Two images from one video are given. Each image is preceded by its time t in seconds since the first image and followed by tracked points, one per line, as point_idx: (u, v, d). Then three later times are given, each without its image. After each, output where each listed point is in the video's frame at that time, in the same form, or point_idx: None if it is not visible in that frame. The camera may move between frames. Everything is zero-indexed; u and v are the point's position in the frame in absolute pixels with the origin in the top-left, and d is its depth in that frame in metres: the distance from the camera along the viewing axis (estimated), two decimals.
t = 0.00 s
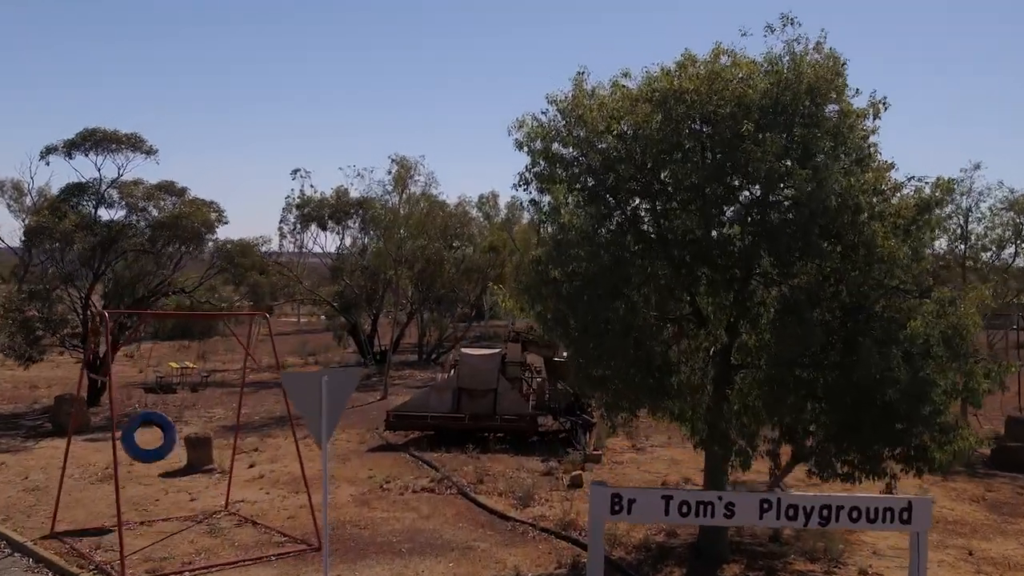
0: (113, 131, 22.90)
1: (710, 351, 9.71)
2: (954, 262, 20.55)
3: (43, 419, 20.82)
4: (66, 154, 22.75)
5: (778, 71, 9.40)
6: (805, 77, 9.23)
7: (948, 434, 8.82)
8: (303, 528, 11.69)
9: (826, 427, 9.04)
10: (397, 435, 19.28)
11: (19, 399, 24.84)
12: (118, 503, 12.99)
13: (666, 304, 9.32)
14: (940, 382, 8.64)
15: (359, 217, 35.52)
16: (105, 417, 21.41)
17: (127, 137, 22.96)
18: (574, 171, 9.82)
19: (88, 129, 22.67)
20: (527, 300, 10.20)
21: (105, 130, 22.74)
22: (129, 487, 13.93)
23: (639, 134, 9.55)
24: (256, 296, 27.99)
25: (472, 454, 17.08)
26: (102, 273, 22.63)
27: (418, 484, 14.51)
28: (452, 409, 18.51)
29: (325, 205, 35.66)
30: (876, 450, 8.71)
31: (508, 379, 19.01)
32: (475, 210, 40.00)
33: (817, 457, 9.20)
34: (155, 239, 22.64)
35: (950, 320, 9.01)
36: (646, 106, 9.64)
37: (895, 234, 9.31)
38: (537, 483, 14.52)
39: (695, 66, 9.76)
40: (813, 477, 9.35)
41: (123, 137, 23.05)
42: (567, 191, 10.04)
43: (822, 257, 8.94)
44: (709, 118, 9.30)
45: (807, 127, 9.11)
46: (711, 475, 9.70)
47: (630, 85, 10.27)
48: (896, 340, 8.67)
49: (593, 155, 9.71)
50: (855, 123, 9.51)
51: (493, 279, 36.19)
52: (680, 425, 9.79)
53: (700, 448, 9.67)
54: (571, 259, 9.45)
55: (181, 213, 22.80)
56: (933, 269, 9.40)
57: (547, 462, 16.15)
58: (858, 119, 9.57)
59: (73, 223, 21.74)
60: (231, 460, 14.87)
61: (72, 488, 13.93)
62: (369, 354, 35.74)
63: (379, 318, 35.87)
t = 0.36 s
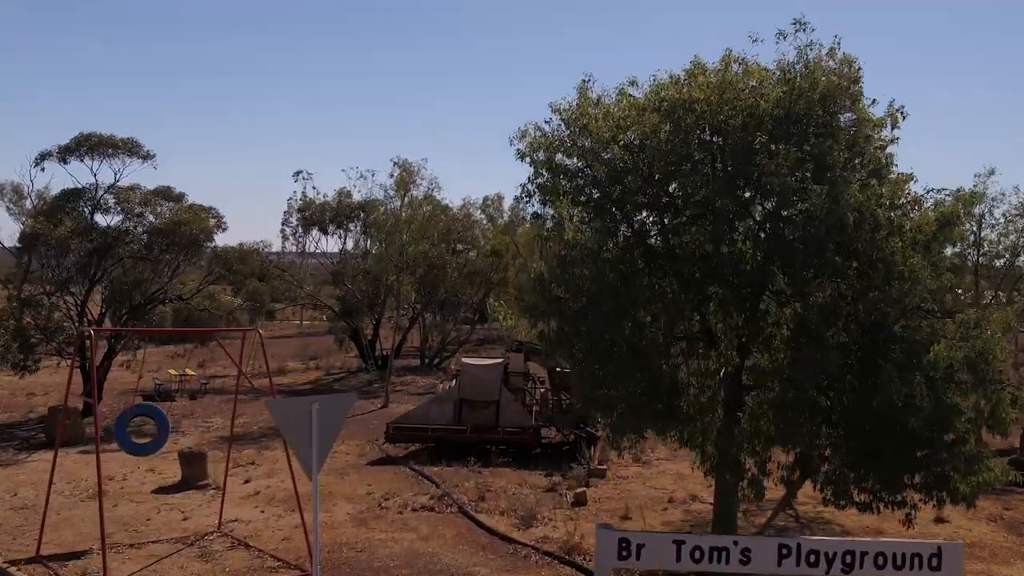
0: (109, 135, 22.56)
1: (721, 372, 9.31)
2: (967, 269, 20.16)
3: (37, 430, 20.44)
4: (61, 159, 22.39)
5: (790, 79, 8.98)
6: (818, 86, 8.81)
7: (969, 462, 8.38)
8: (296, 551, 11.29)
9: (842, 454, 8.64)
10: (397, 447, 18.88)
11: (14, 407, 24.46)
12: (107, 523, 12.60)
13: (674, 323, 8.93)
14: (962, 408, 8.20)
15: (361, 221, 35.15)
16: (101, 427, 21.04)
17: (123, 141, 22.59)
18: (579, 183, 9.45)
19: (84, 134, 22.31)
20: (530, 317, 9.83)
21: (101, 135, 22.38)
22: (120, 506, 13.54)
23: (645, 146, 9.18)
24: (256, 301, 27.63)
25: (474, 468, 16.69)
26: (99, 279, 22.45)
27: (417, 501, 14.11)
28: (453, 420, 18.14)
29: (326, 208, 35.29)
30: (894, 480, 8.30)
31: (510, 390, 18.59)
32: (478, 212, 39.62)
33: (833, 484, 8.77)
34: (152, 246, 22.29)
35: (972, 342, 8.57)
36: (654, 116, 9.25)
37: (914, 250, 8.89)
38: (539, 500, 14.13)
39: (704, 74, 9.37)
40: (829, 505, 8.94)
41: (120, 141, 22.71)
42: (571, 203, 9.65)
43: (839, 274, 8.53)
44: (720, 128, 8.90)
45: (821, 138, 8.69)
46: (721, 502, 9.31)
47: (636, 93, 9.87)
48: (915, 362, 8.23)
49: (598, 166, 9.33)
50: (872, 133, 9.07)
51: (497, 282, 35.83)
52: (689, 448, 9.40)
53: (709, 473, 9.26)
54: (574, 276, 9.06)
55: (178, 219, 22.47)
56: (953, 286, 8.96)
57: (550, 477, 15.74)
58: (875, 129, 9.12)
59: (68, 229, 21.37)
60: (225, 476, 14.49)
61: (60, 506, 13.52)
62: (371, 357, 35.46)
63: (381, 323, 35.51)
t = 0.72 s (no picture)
0: (105, 141, 22.19)
1: (735, 398, 8.89)
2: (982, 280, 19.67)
3: (31, 441, 20.06)
4: (57, 165, 22.02)
5: (807, 90, 8.54)
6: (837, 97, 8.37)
7: (997, 494, 7.99)
8: None
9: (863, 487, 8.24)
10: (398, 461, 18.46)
11: (10, 417, 24.10)
12: (97, 545, 12.21)
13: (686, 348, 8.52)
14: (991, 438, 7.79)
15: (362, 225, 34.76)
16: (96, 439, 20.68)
17: (119, 147, 22.21)
18: (586, 199, 9.05)
19: (79, 140, 21.92)
20: (534, 338, 9.44)
21: (97, 141, 21.99)
22: (111, 527, 13.13)
23: (655, 160, 8.76)
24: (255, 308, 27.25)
25: (475, 484, 16.27)
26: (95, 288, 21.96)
27: (416, 521, 13.70)
28: (456, 434, 17.65)
29: (327, 213, 34.89)
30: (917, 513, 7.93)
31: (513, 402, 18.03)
32: (481, 216, 39.19)
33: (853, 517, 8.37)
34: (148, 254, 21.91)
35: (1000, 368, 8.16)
36: (665, 129, 8.83)
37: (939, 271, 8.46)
38: (543, 520, 13.71)
39: (716, 85, 8.94)
40: (849, 538, 8.53)
41: (116, 147, 22.33)
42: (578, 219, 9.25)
43: (860, 297, 8.10)
44: (734, 142, 8.48)
45: (840, 153, 8.26)
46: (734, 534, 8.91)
47: (644, 105, 9.45)
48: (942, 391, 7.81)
49: (606, 181, 8.92)
50: (892, 147, 8.62)
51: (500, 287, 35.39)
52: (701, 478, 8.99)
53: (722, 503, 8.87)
54: (581, 299, 8.65)
55: (174, 226, 22.09)
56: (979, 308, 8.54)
57: (555, 495, 15.32)
58: (897, 142, 8.68)
59: (64, 236, 20.98)
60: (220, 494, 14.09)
61: (50, 527, 13.12)
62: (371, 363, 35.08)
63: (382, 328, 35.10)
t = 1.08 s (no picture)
0: (104, 147, 21.81)
1: (754, 426, 8.52)
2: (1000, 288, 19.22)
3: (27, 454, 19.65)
4: (54, 172, 21.63)
5: (829, 101, 8.13)
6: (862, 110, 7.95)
7: None
8: None
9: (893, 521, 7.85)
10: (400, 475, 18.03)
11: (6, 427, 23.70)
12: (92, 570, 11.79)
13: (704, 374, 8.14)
14: None
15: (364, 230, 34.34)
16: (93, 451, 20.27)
17: (117, 153, 21.83)
18: (598, 217, 8.68)
19: (77, 146, 21.54)
20: (544, 362, 9.08)
21: (95, 147, 21.61)
22: (106, 549, 12.72)
23: (670, 176, 8.38)
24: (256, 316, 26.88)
25: (480, 500, 15.86)
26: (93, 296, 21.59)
27: (420, 541, 13.29)
28: (460, 448, 17.24)
29: (328, 217, 34.48)
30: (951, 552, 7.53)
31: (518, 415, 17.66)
32: (485, 220, 38.75)
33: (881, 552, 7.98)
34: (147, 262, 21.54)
35: None
36: (681, 144, 8.45)
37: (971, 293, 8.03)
38: (551, 540, 13.31)
39: (734, 97, 8.55)
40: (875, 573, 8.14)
41: (114, 153, 21.96)
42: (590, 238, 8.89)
43: (887, 321, 7.69)
44: (753, 156, 8.05)
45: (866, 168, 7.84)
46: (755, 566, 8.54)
47: (659, 117, 9.07)
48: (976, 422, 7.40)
49: (619, 198, 8.55)
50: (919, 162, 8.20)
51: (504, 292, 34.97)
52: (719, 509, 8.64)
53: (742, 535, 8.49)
54: (593, 323, 8.28)
55: (173, 233, 21.72)
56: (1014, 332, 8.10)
57: (562, 512, 14.92)
58: (924, 157, 8.26)
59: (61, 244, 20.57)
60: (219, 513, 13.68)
61: (42, 549, 12.70)
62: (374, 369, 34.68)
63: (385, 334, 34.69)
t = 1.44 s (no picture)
0: (103, 153, 21.45)
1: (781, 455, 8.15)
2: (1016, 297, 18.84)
3: (26, 467, 19.32)
4: (53, 179, 21.29)
5: (860, 116, 7.74)
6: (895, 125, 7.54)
7: None
8: None
9: (930, 559, 7.45)
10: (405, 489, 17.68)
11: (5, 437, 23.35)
12: None
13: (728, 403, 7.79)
14: None
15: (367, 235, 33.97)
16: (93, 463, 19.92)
17: (117, 159, 21.47)
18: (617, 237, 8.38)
19: (76, 152, 21.16)
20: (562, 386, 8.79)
21: (94, 153, 21.26)
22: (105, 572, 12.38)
23: (692, 195, 8.04)
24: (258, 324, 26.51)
25: (487, 516, 15.51)
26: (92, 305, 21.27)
27: (427, 562, 12.94)
28: (466, 462, 16.88)
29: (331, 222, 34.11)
30: None
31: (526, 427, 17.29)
32: (489, 223, 38.38)
33: None
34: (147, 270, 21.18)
35: None
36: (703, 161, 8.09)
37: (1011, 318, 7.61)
38: (560, 561, 12.95)
39: (759, 111, 8.17)
40: None
41: (114, 160, 21.61)
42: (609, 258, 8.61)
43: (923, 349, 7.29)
44: (779, 174, 7.69)
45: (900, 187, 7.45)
46: None
47: (679, 131, 8.72)
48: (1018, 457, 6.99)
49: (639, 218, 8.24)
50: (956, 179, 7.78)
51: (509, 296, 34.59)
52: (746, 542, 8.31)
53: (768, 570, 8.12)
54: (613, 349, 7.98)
55: (173, 241, 21.39)
56: None
57: (572, 530, 14.55)
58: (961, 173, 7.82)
59: (60, 253, 20.21)
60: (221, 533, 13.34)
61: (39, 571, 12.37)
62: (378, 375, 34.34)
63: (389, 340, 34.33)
